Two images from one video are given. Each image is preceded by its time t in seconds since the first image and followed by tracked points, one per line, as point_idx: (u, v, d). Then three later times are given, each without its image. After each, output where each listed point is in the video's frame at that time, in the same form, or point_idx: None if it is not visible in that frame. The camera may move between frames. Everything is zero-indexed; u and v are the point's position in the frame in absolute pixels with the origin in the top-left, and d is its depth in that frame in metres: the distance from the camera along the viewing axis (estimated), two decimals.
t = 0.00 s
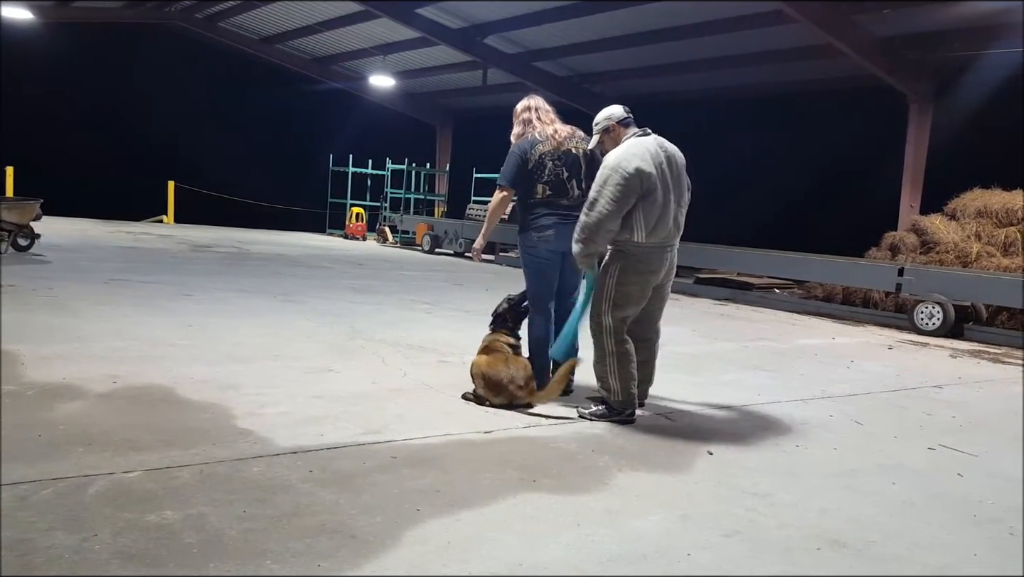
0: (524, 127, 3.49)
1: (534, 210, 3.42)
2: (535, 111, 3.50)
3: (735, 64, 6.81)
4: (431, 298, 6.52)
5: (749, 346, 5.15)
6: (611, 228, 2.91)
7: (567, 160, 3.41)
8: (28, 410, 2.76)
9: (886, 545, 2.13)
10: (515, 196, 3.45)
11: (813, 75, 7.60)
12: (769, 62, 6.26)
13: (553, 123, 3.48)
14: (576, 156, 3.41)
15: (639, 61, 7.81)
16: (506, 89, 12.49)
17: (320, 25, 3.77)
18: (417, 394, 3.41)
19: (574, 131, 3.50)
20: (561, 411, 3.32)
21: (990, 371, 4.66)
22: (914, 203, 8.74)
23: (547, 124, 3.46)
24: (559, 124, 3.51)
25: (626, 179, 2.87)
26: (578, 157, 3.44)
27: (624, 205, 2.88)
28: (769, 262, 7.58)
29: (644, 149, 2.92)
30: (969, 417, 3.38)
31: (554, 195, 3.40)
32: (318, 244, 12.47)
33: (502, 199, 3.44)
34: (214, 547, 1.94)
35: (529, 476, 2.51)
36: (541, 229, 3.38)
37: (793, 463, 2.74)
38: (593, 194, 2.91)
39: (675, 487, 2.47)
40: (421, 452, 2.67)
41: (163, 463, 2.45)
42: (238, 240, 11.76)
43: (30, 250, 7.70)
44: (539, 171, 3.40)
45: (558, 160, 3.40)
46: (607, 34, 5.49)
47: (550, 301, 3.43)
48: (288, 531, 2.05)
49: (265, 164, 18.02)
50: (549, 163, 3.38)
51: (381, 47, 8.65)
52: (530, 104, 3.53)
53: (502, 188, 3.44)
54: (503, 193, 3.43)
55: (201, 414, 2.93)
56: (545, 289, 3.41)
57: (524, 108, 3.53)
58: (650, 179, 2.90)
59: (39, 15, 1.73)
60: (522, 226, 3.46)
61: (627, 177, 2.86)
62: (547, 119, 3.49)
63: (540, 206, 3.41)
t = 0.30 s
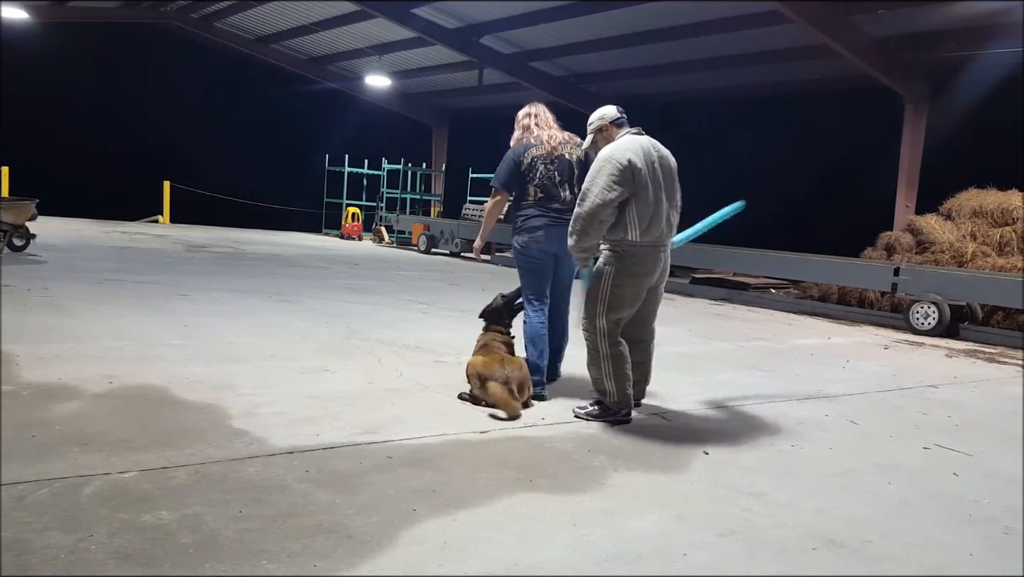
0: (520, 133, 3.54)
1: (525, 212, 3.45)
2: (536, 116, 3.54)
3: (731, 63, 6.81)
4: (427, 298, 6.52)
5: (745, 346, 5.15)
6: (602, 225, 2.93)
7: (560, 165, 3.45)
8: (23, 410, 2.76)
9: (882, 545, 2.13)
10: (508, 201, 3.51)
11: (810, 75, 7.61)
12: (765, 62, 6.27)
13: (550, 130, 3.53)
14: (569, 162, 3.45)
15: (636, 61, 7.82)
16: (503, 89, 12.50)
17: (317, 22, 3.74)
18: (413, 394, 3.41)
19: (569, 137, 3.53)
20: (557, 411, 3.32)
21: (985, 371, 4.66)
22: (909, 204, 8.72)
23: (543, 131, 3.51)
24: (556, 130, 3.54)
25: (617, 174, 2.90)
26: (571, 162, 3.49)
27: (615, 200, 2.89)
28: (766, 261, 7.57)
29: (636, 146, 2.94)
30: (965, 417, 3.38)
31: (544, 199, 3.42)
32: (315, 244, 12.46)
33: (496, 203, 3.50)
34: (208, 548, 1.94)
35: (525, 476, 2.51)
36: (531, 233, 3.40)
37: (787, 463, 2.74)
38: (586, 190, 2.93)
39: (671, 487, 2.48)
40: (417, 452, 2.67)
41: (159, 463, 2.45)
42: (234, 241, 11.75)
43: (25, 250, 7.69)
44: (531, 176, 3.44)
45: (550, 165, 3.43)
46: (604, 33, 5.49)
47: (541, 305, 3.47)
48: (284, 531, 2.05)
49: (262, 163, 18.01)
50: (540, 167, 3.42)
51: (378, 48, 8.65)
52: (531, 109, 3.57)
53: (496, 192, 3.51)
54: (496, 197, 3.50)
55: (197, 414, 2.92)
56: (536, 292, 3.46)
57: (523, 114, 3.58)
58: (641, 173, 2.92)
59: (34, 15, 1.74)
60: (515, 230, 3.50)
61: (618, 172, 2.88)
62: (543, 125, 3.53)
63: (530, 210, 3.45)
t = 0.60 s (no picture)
0: (524, 135, 3.60)
1: (524, 213, 3.55)
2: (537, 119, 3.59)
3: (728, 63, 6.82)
4: (424, 297, 6.52)
5: (742, 345, 5.15)
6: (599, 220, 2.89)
7: (560, 170, 3.53)
8: (20, 410, 2.76)
9: (879, 544, 2.13)
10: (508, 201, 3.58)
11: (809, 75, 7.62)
12: (763, 62, 6.28)
13: (552, 134, 3.60)
14: (569, 165, 3.53)
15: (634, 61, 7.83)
16: (501, 88, 12.50)
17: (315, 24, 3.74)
18: (410, 394, 3.41)
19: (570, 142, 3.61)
20: (554, 411, 3.32)
21: (982, 370, 4.66)
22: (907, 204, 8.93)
23: (547, 135, 3.57)
24: (558, 135, 3.61)
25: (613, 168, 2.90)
26: (571, 167, 3.57)
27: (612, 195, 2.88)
28: (764, 261, 7.57)
29: (627, 142, 2.97)
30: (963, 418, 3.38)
31: (543, 201, 3.51)
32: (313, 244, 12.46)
33: (496, 202, 3.55)
34: (206, 548, 1.93)
35: (522, 476, 2.51)
36: (530, 234, 3.50)
37: (784, 463, 2.74)
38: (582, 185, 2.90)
39: (668, 486, 2.48)
40: (414, 452, 2.67)
41: (156, 463, 2.44)
42: (232, 241, 11.74)
43: (22, 250, 7.68)
44: (532, 179, 3.52)
45: (551, 169, 3.51)
46: (601, 33, 5.49)
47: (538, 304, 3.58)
48: (282, 531, 2.05)
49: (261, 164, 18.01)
50: (540, 169, 3.50)
51: (376, 48, 8.65)
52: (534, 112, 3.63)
53: (496, 192, 3.57)
54: (496, 197, 3.55)
55: (194, 414, 2.92)
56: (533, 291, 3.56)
57: (528, 116, 3.63)
58: (634, 170, 2.96)
59: (32, 15, 1.74)
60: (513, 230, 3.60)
61: (612, 166, 2.89)
62: (547, 130, 3.59)
63: (529, 212, 3.53)
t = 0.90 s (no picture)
0: (521, 134, 3.75)
1: (517, 210, 3.69)
2: (531, 120, 3.76)
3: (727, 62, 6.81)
4: (423, 297, 6.51)
5: (740, 345, 5.15)
6: (587, 216, 2.90)
7: (555, 171, 3.72)
8: (19, 410, 2.76)
9: (879, 545, 2.13)
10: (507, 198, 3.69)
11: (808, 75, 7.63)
12: (762, 61, 6.27)
13: (545, 135, 3.77)
14: (563, 166, 3.73)
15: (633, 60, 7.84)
16: (501, 88, 12.49)
17: (313, 24, 3.73)
18: (409, 394, 3.40)
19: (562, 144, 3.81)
20: (553, 410, 3.31)
21: (981, 370, 4.66)
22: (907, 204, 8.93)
23: (542, 136, 3.74)
24: (551, 137, 3.80)
25: (599, 164, 2.90)
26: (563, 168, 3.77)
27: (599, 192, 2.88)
28: (763, 261, 7.57)
29: (612, 136, 2.96)
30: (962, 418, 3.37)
31: (539, 200, 3.68)
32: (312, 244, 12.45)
33: (502, 196, 3.65)
34: (205, 548, 1.93)
35: (521, 475, 2.50)
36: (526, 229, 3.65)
37: (783, 463, 2.73)
38: (568, 184, 2.91)
39: (668, 486, 2.47)
40: (413, 452, 2.67)
41: (155, 463, 2.44)
42: (231, 241, 11.74)
43: (20, 250, 7.67)
44: (530, 178, 3.68)
45: (547, 169, 3.70)
46: (600, 33, 5.50)
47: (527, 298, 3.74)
48: (280, 531, 2.05)
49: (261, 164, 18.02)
50: (538, 169, 3.67)
51: (374, 48, 8.65)
52: (525, 114, 3.78)
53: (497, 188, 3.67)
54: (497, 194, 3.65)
55: (192, 414, 2.92)
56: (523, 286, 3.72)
57: (523, 116, 3.77)
58: (621, 164, 2.94)
59: (36, 13, 1.74)
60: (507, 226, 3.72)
61: (598, 163, 2.89)
62: (542, 131, 3.76)
63: (526, 209, 3.68)
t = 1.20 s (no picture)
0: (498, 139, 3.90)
1: (495, 212, 3.87)
2: (507, 126, 3.91)
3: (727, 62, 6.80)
4: (423, 297, 6.52)
5: (740, 346, 5.14)
6: (567, 207, 2.92)
7: (529, 176, 3.93)
8: (19, 409, 2.76)
9: (879, 545, 2.13)
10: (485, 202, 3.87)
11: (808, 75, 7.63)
12: (762, 61, 6.26)
13: (520, 141, 3.95)
14: (537, 172, 3.94)
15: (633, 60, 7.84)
16: (501, 88, 12.47)
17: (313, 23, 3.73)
18: (408, 394, 3.41)
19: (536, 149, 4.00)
20: (552, 410, 3.31)
21: (981, 370, 4.65)
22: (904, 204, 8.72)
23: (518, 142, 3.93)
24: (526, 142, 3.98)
25: (582, 160, 2.93)
26: (537, 172, 3.98)
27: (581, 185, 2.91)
28: (762, 261, 7.57)
29: (599, 135, 3.00)
30: (962, 418, 3.37)
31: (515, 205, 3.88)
32: (312, 244, 12.46)
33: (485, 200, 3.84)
34: (205, 548, 1.93)
35: (520, 476, 2.51)
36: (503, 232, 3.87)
37: (782, 463, 2.73)
38: (551, 177, 2.94)
39: (668, 487, 2.47)
40: (413, 452, 2.67)
41: (154, 463, 2.44)
42: (230, 241, 11.74)
43: (20, 250, 7.67)
44: (507, 183, 3.87)
45: (523, 175, 3.90)
46: (600, 33, 5.49)
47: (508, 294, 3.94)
48: (279, 530, 2.05)
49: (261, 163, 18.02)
50: (515, 175, 3.87)
51: (374, 47, 8.64)
52: (502, 119, 3.94)
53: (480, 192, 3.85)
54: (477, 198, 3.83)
55: (191, 414, 2.92)
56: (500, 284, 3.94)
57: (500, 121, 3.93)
58: (606, 162, 2.96)
59: (37, 9, 1.75)
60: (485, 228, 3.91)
61: (581, 157, 2.92)
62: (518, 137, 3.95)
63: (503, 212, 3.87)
